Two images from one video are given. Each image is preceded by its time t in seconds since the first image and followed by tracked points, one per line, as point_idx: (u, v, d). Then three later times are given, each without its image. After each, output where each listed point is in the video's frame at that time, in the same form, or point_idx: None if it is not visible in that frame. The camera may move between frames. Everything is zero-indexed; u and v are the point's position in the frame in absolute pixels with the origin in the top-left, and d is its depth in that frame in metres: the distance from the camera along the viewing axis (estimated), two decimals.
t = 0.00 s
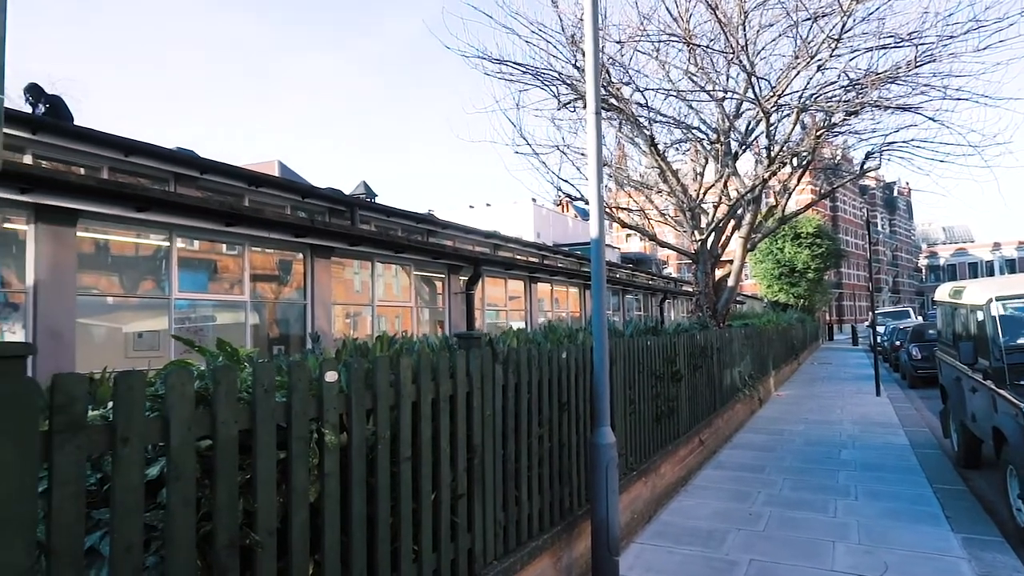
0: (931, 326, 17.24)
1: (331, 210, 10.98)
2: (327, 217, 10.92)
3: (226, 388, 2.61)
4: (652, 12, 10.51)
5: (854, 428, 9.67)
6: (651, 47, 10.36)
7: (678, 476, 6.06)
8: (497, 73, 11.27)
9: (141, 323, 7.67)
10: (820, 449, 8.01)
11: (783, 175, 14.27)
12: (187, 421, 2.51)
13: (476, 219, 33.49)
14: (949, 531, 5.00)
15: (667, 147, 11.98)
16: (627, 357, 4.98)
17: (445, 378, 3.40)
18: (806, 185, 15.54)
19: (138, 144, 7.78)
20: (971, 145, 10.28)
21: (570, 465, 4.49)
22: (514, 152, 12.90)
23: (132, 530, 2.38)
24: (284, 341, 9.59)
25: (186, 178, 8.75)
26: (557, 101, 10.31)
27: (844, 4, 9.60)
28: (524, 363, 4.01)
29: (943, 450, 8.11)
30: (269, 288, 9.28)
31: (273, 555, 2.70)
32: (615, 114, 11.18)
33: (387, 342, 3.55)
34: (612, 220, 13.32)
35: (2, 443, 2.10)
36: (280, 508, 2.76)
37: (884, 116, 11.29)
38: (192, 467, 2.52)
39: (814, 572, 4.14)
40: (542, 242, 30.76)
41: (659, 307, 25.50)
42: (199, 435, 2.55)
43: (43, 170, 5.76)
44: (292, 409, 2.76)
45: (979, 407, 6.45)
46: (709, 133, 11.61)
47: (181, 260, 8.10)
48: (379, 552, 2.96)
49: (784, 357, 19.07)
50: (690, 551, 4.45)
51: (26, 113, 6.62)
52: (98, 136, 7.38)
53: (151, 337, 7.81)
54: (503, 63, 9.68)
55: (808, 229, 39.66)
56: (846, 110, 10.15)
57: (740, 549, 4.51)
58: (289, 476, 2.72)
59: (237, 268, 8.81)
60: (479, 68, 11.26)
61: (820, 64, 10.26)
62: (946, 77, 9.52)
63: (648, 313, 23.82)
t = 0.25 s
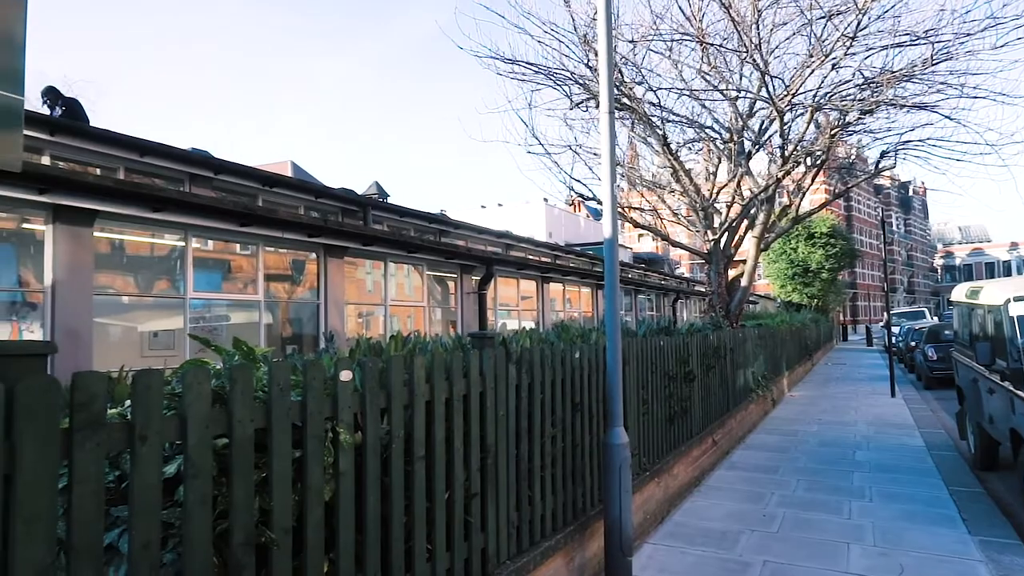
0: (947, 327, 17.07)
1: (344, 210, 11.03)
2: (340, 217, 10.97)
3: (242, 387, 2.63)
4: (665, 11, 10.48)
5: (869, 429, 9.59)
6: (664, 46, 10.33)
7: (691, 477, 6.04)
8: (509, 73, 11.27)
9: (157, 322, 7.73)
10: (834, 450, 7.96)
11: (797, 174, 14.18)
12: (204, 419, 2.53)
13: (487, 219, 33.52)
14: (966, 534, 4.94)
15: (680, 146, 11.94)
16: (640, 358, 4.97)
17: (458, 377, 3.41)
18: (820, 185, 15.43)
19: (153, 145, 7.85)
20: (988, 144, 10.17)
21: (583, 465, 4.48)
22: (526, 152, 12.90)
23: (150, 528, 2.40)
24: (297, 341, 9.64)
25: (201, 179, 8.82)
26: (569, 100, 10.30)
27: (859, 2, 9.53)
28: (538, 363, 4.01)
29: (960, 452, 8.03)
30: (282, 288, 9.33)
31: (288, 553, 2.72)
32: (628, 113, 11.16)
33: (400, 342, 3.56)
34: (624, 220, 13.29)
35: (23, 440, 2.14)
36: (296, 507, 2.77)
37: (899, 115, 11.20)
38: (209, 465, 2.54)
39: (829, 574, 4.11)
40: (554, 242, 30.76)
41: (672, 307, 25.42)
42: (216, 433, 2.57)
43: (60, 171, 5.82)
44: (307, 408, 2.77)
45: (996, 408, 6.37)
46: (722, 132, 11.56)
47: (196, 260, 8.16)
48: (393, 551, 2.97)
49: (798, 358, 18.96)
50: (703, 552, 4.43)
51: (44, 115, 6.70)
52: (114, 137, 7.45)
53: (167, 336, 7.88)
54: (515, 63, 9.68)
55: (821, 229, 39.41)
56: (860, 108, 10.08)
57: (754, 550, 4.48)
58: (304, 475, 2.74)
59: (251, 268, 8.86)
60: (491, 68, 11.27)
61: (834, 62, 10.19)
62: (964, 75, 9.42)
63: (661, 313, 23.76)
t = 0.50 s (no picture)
0: (964, 328, 16.89)
1: (358, 209, 11.08)
2: (354, 216, 11.02)
3: (259, 384, 2.65)
4: (679, 10, 10.44)
5: (885, 430, 9.51)
6: (678, 45, 10.29)
7: (704, 477, 6.02)
8: (522, 72, 11.27)
9: (172, 320, 7.80)
10: (849, 451, 7.90)
11: (812, 173, 14.08)
12: (222, 416, 2.55)
13: (500, 219, 33.54)
14: (984, 537, 4.88)
15: (694, 145, 11.88)
16: (654, 357, 4.96)
17: (472, 376, 3.41)
18: (835, 184, 15.31)
19: (169, 145, 7.92)
20: (1006, 142, 10.05)
21: (597, 465, 4.47)
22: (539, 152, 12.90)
23: (169, 524, 2.42)
24: (310, 339, 9.69)
25: (216, 179, 8.88)
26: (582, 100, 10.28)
27: None
28: (552, 362, 4.00)
29: (977, 454, 7.94)
30: (296, 287, 9.38)
31: (304, 550, 2.73)
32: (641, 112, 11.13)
33: (414, 340, 3.57)
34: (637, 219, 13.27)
35: (45, 436, 2.17)
36: (311, 505, 2.78)
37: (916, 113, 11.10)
38: (226, 463, 2.56)
39: None
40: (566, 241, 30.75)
41: (685, 307, 25.32)
42: (233, 431, 2.59)
43: (78, 171, 5.89)
44: (323, 406, 2.79)
45: (1015, 409, 6.29)
46: (737, 131, 11.50)
47: (212, 259, 8.23)
48: (408, 549, 2.98)
49: (813, 359, 18.84)
50: (716, 553, 4.41)
51: (63, 115, 6.78)
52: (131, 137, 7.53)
53: (183, 334, 7.94)
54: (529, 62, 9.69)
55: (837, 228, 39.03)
56: (876, 106, 10.01)
57: (769, 551, 4.46)
58: (320, 473, 2.75)
59: (265, 267, 8.92)
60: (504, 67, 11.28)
61: (850, 60, 10.11)
62: (982, 72, 9.32)
63: (674, 313, 23.69)
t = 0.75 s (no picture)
0: (980, 327, 16.71)
1: (370, 209, 11.12)
2: (366, 216, 11.07)
3: (274, 383, 2.66)
4: (691, 7, 10.40)
5: (900, 430, 9.44)
6: (690, 43, 10.25)
7: (717, 477, 5.99)
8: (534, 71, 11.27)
9: (187, 319, 7.86)
10: (864, 451, 7.84)
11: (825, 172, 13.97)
12: (237, 415, 2.56)
13: (511, 218, 33.53)
14: (1001, 538, 4.83)
15: (706, 143, 11.83)
16: (667, 356, 4.95)
17: (486, 375, 3.41)
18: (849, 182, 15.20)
19: (183, 145, 7.98)
20: None
21: (609, 464, 4.46)
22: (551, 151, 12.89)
23: (186, 520, 2.44)
24: (323, 338, 9.74)
25: (230, 179, 8.94)
26: (594, 98, 10.26)
27: None
28: (564, 361, 4.00)
29: (994, 455, 7.85)
30: (309, 286, 9.43)
31: (319, 548, 2.75)
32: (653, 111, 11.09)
33: (428, 339, 3.57)
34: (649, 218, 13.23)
35: (65, 433, 2.20)
36: (326, 502, 2.79)
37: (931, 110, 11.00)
38: (241, 460, 2.57)
39: None
40: (578, 241, 30.75)
41: (698, 306, 25.22)
42: (249, 429, 2.60)
43: (93, 171, 5.94)
44: (337, 404, 2.80)
45: None
46: (749, 129, 11.44)
47: (225, 259, 8.28)
48: (422, 548, 2.99)
49: (826, 358, 18.71)
50: (729, 553, 4.39)
51: (79, 116, 6.84)
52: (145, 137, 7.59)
53: (197, 333, 7.99)
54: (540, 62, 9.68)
55: (852, 228, 38.49)
56: (892, 104, 9.94)
57: (782, 551, 4.43)
58: (335, 471, 2.76)
59: (278, 267, 8.97)
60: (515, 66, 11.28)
61: (865, 57, 10.03)
62: (999, 68, 9.22)
63: (686, 313, 23.62)
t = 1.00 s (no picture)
0: (1001, 325, 16.49)
1: (385, 208, 11.16)
2: (380, 214, 11.11)
3: (292, 381, 2.67)
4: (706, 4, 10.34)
5: (919, 429, 9.34)
6: (705, 40, 10.19)
7: (734, 476, 5.96)
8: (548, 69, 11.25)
9: (204, 318, 7.93)
10: (882, 451, 7.77)
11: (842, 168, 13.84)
12: (257, 412, 2.58)
13: (525, 216, 33.53)
14: None
15: (721, 141, 11.75)
16: (683, 355, 4.92)
17: (502, 373, 3.41)
18: (867, 179, 15.05)
19: (200, 146, 8.04)
20: None
21: (625, 463, 4.45)
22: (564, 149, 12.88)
23: (206, 517, 2.46)
24: (338, 337, 9.79)
25: (246, 178, 9.01)
26: (609, 96, 10.23)
27: None
28: (581, 359, 3.99)
29: (1016, 455, 7.75)
30: (324, 285, 9.47)
31: (337, 545, 2.76)
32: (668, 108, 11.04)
33: (444, 337, 3.57)
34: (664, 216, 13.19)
35: (89, 430, 2.22)
36: (344, 500, 2.81)
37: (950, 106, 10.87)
38: (261, 458, 2.59)
39: None
40: (592, 239, 30.71)
41: (713, 304, 25.08)
42: (268, 427, 2.62)
43: (111, 171, 6.00)
44: (355, 402, 2.81)
45: None
46: (765, 126, 11.37)
47: (242, 258, 8.34)
48: (439, 545, 3.00)
49: (844, 356, 18.56)
50: (746, 553, 4.36)
51: (98, 117, 6.91)
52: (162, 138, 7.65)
53: (214, 332, 8.06)
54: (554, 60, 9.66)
55: (869, 224, 37.96)
56: (910, 100, 9.84)
57: (800, 552, 4.40)
58: (352, 469, 2.77)
59: (293, 266, 9.02)
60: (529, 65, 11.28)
61: (883, 53, 9.93)
62: (1020, 63, 9.08)
63: (702, 311, 23.51)
